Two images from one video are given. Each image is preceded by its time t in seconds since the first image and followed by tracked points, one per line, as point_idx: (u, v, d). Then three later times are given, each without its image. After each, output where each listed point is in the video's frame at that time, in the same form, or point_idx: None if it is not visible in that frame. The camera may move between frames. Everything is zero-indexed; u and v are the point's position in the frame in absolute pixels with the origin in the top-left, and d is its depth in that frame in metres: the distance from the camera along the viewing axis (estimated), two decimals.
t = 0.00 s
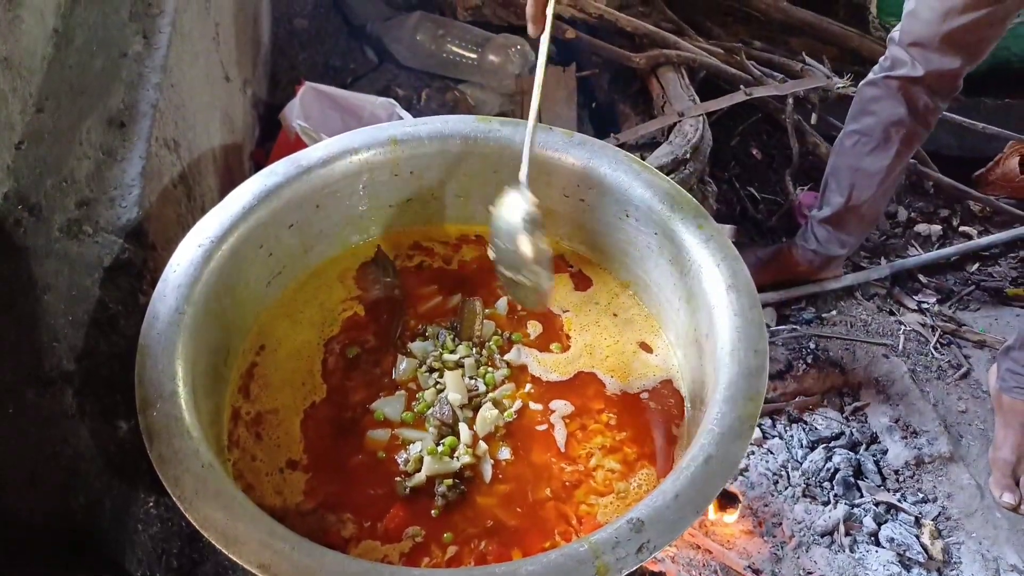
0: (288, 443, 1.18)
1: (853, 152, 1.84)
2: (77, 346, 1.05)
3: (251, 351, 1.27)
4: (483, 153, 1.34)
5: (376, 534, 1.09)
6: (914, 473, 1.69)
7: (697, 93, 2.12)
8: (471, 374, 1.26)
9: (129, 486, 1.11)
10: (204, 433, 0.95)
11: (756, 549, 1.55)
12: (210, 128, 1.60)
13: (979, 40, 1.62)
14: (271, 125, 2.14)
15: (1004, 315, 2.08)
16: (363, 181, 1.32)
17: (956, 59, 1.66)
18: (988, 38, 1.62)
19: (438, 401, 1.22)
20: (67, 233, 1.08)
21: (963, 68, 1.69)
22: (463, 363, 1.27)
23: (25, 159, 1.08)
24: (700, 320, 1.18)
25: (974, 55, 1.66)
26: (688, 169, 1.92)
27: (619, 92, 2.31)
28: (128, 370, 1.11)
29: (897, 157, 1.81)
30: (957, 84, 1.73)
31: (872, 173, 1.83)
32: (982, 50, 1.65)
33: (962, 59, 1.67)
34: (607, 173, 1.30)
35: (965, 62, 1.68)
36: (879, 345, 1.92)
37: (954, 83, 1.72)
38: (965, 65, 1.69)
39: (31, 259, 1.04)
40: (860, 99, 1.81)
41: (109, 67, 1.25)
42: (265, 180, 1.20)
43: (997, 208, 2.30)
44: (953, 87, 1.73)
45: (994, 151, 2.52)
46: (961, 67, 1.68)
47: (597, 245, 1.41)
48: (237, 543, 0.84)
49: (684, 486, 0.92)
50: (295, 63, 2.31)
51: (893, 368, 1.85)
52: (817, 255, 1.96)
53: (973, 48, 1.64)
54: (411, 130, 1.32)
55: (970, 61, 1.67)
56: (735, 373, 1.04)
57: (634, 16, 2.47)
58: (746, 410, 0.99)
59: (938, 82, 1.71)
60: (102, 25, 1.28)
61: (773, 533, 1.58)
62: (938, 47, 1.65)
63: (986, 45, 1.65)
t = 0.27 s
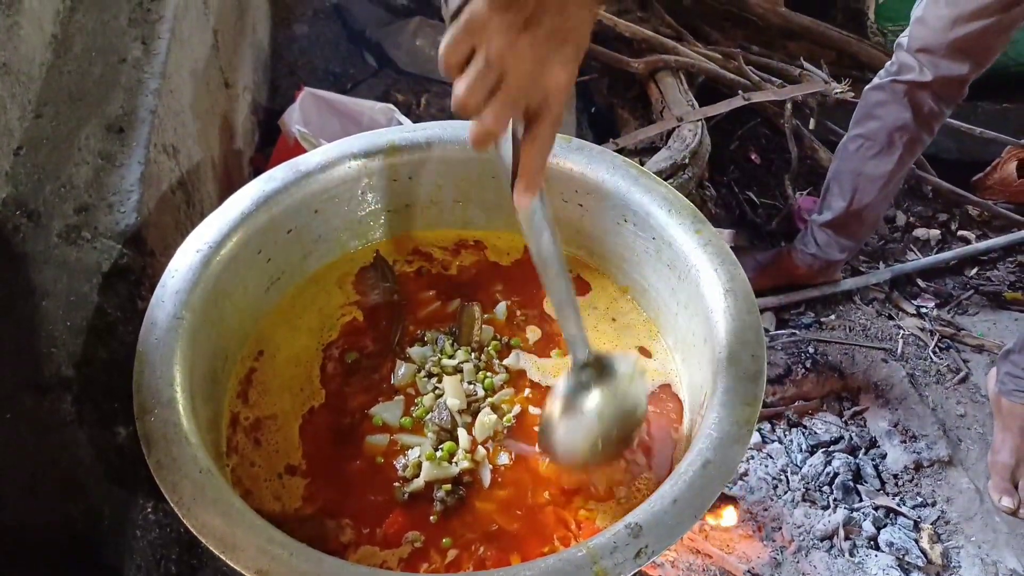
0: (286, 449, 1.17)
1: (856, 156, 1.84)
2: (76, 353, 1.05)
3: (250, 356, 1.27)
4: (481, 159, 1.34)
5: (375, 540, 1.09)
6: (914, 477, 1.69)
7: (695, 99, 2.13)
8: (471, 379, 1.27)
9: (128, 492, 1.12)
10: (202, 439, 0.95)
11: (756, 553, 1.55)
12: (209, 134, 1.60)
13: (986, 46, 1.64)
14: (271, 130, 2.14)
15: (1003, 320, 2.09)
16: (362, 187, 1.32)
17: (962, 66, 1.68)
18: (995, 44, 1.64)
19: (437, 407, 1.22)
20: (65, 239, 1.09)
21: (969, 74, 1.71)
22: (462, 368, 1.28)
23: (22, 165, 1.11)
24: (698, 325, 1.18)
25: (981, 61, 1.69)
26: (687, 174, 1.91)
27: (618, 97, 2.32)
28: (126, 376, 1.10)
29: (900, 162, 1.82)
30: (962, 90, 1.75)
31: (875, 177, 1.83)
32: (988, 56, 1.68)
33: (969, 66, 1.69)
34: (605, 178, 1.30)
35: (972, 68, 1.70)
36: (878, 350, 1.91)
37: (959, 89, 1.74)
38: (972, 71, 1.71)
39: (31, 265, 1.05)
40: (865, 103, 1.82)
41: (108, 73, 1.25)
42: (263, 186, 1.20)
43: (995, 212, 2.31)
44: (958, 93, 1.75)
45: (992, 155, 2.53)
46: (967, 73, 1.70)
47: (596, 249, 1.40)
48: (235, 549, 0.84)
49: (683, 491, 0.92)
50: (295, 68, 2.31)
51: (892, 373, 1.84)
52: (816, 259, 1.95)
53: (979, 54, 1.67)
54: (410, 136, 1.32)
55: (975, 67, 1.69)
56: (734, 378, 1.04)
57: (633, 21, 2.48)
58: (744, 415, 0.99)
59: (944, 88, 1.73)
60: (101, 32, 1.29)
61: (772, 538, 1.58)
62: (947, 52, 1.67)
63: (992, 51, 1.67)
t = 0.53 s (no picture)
0: (286, 446, 1.18)
1: (858, 157, 1.84)
2: (76, 350, 1.05)
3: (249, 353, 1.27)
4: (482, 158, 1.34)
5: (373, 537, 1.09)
6: (913, 479, 1.69)
7: (696, 100, 2.13)
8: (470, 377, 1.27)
9: (128, 491, 1.11)
10: (202, 435, 0.95)
11: (755, 554, 1.55)
12: (210, 133, 1.60)
13: (989, 48, 1.65)
14: (272, 129, 2.14)
15: (1003, 322, 2.09)
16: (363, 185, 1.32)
17: (965, 66, 1.69)
18: (998, 46, 1.65)
19: (437, 404, 1.23)
20: (66, 236, 1.09)
21: (972, 75, 1.72)
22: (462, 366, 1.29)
23: (23, 162, 1.11)
24: (698, 324, 1.18)
25: (984, 62, 1.69)
26: (688, 175, 1.91)
27: (619, 98, 2.32)
28: (126, 373, 1.11)
29: (901, 162, 1.82)
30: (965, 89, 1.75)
31: (876, 178, 1.83)
32: (991, 57, 1.68)
33: (971, 66, 1.69)
34: (606, 177, 1.30)
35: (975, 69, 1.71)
36: (878, 351, 1.91)
37: (962, 89, 1.75)
38: (975, 72, 1.71)
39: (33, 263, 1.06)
40: (867, 104, 1.82)
41: (109, 72, 1.25)
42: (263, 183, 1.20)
43: (996, 214, 2.31)
44: (960, 93, 1.76)
45: (993, 157, 2.52)
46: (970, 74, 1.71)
47: (596, 250, 1.40)
48: (234, 545, 0.84)
49: (681, 489, 0.92)
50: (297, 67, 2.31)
51: (892, 374, 1.84)
52: (816, 260, 1.95)
53: (983, 56, 1.67)
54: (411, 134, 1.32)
55: (979, 67, 1.70)
56: (733, 376, 1.04)
57: (635, 22, 2.48)
58: (743, 413, 0.99)
59: (946, 89, 1.74)
60: (103, 30, 1.29)
61: (772, 539, 1.57)
62: (950, 53, 1.67)
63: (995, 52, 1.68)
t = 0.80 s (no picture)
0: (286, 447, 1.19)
1: (858, 160, 1.84)
2: (76, 353, 1.04)
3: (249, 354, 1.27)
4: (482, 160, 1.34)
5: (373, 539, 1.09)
6: (913, 482, 1.69)
7: (695, 103, 2.13)
8: (474, 378, 1.28)
9: (128, 493, 1.13)
10: (202, 438, 0.96)
11: (755, 557, 1.55)
12: (210, 136, 1.60)
13: (988, 50, 1.65)
14: (273, 132, 2.15)
15: (1004, 325, 2.09)
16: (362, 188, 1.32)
17: (964, 69, 1.70)
18: (998, 49, 1.65)
19: (442, 405, 1.23)
20: (66, 239, 1.09)
21: (972, 77, 1.72)
22: (466, 367, 1.29)
23: (24, 166, 1.12)
24: (698, 327, 1.18)
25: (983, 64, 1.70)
26: (688, 177, 1.91)
27: (619, 102, 2.32)
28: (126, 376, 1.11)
29: (901, 164, 1.82)
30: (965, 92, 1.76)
31: (876, 180, 1.83)
32: (990, 59, 1.69)
33: (971, 69, 1.70)
34: (605, 180, 1.30)
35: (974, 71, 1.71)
36: (878, 354, 1.92)
37: (961, 91, 1.76)
38: (974, 74, 1.72)
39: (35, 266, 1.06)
40: (866, 107, 1.82)
41: (109, 75, 1.25)
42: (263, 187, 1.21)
43: (996, 217, 2.31)
44: (960, 95, 1.76)
45: (993, 160, 2.53)
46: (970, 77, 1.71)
47: (596, 254, 1.40)
48: (234, 548, 0.84)
49: (682, 493, 0.92)
50: (297, 70, 2.32)
51: (892, 377, 1.84)
52: (817, 263, 1.95)
53: (982, 59, 1.68)
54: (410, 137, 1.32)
55: (978, 70, 1.71)
56: (732, 379, 1.04)
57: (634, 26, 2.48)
58: (743, 416, 0.99)
59: (946, 91, 1.74)
60: (103, 34, 1.29)
61: (772, 543, 1.57)
62: (949, 56, 1.67)
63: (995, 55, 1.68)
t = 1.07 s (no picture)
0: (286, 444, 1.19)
1: (857, 158, 1.84)
2: (76, 354, 1.06)
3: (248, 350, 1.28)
4: (482, 159, 1.35)
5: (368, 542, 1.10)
6: (913, 479, 1.69)
7: (695, 102, 2.13)
8: (493, 386, 1.26)
9: (129, 494, 1.14)
10: (201, 438, 0.96)
11: (756, 555, 1.55)
12: (210, 136, 1.61)
13: (989, 49, 1.65)
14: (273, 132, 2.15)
15: (1004, 322, 2.09)
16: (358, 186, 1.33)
17: (965, 67, 1.69)
18: (999, 47, 1.65)
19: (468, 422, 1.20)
20: (66, 241, 1.10)
21: (972, 75, 1.72)
22: (483, 374, 1.27)
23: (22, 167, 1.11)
24: (697, 326, 1.18)
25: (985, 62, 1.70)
26: (687, 177, 1.92)
27: (619, 101, 2.32)
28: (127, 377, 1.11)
29: (901, 163, 1.82)
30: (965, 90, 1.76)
31: (875, 179, 1.84)
32: (991, 58, 1.69)
33: (972, 67, 1.70)
34: (605, 179, 1.30)
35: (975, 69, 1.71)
36: (878, 352, 1.92)
37: (962, 90, 1.75)
38: (975, 72, 1.72)
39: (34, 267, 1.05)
40: (866, 105, 1.82)
41: (110, 76, 1.26)
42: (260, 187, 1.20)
43: (996, 215, 2.31)
44: (960, 94, 1.76)
45: (993, 158, 2.53)
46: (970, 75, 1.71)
47: (596, 253, 1.41)
48: (233, 548, 0.84)
49: (682, 492, 0.92)
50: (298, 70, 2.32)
51: (892, 376, 1.84)
52: (816, 261, 1.96)
53: (983, 57, 1.68)
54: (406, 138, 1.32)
55: (978, 68, 1.70)
56: (732, 378, 1.04)
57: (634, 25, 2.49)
58: (742, 416, 1.00)
59: (946, 90, 1.74)
60: (103, 34, 1.29)
61: (772, 540, 1.57)
62: (950, 54, 1.67)
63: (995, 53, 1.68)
